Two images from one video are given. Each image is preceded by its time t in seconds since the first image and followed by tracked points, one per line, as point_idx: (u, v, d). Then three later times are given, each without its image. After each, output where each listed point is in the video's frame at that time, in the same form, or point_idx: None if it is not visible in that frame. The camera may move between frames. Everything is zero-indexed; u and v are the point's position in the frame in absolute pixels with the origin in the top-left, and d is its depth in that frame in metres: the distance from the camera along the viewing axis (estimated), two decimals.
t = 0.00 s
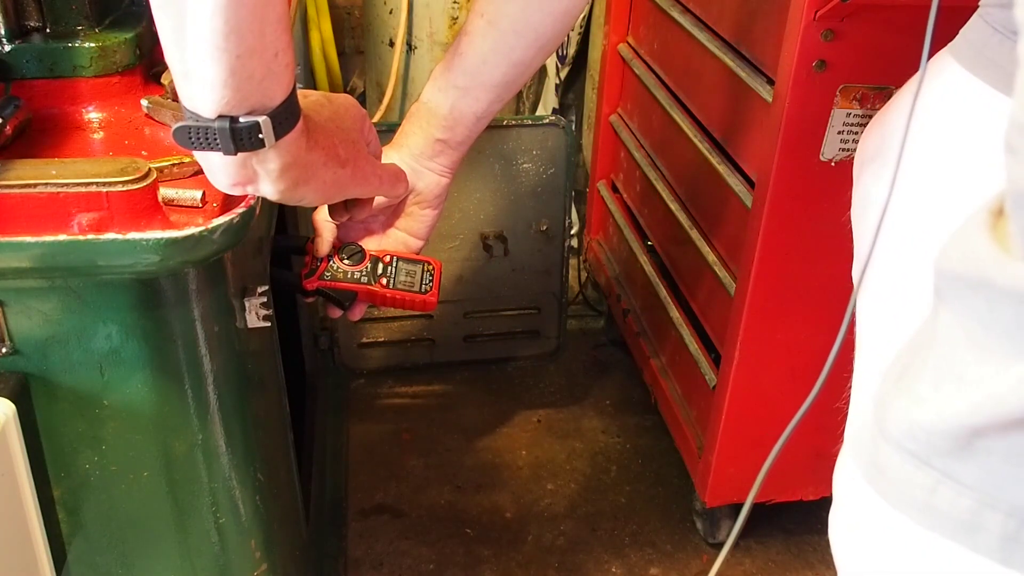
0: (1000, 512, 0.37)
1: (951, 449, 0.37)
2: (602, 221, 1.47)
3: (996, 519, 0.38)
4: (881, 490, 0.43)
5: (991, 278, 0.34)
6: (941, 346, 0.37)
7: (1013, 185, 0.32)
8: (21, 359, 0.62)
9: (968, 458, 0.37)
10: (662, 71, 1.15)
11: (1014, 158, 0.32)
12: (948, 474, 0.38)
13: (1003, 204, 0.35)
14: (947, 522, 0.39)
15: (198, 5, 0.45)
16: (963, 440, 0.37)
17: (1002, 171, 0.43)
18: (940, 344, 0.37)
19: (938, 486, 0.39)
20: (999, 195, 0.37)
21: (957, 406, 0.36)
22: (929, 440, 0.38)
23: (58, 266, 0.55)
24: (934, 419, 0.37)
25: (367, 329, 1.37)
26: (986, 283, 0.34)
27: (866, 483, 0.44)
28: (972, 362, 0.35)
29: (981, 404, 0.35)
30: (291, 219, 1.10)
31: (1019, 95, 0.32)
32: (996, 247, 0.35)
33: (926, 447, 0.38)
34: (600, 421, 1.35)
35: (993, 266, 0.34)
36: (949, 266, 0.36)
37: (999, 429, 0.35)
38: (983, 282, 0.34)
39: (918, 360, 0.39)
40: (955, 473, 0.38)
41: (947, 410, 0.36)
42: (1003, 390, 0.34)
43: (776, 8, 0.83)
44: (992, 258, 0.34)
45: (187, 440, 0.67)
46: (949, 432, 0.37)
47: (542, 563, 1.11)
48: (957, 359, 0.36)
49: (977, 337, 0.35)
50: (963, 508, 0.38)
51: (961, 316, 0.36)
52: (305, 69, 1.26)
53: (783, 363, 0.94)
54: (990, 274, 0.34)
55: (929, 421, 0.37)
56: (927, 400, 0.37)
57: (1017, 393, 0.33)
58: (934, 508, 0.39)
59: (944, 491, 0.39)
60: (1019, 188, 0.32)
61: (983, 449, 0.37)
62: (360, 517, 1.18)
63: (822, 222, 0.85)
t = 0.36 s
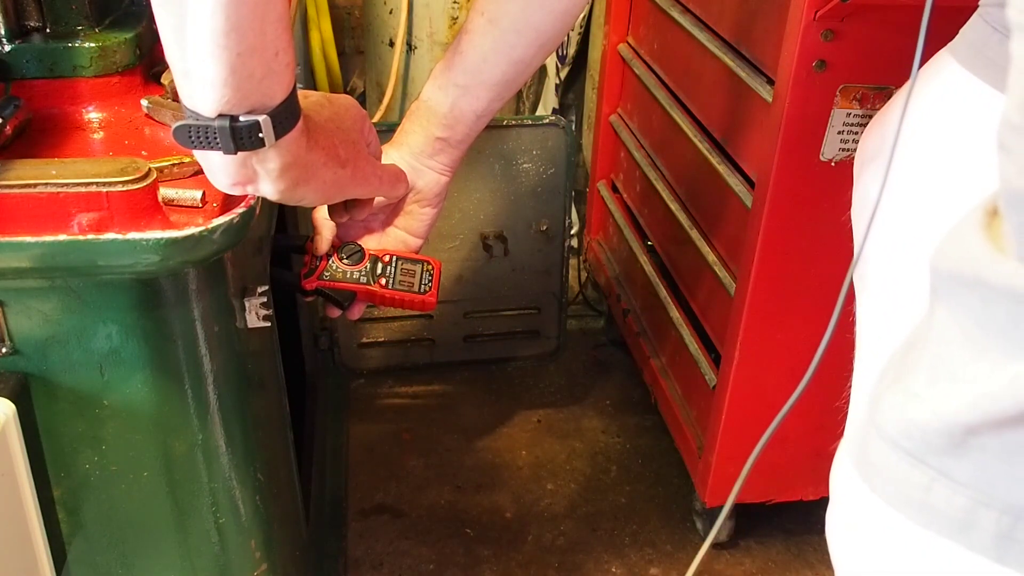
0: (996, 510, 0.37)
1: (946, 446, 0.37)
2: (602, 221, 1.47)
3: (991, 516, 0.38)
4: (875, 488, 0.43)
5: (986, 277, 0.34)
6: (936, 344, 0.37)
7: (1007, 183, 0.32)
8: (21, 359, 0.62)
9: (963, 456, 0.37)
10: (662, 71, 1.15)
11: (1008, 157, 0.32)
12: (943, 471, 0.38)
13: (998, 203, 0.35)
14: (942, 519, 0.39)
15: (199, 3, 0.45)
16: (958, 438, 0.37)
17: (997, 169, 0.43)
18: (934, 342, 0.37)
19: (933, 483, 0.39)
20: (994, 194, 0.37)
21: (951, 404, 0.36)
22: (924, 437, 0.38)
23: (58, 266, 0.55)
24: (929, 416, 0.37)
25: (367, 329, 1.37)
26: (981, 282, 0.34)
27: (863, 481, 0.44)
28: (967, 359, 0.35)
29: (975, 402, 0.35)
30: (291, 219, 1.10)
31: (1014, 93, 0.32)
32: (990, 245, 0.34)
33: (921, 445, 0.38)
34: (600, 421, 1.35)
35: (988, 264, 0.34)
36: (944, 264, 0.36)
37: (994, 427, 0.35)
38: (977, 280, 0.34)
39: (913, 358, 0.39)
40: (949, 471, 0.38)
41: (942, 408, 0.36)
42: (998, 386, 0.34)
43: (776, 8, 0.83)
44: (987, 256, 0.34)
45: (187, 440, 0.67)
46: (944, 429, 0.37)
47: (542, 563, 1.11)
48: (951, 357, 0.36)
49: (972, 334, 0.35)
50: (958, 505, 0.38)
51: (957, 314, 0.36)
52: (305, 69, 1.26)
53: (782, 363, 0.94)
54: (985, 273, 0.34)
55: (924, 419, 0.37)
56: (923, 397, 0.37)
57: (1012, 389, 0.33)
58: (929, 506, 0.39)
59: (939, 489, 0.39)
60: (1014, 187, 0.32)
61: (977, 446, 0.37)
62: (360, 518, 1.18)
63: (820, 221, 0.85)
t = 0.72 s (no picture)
0: (1002, 503, 0.38)
1: (951, 442, 0.37)
2: (602, 221, 1.47)
3: (998, 510, 0.38)
4: (883, 482, 0.43)
5: (986, 273, 0.34)
6: (938, 340, 0.37)
7: (1005, 181, 0.32)
8: (21, 359, 0.62)
9: (969, 451, 0.37)
10: (662, 71, 1.15)
11: (1007, 155, 0.32)
12: (949, 466, 0.38)
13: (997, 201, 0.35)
14: (949, 514, 0.39)
15: (199, 3, 0.45)
16: (964, 433, 0.36)
17: (995, 168, 0.43)
18: (937, 339, 0.37)
19: (940, 478, 0.39)
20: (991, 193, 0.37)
21: (956, 400, 0.36)
22: (930, 433, 0.38)
23: (58, 266, 0.55)
24: (934, 411, 0.37)
25: (367, 329, 1.37)
26: (981, 279, 0.34)
27: (869, 477, 0.44)
28: (970, 354, 0.35)
29: (980, 398, 0.35)
30: (291, 218, 1.10)
31: (1011, 92, 0.32)
32: (990, 242, 0.34)
33: (926, 440, 0.38)
34: (600, 421, 1.35)
35: (988, 261, 0.34)
36: (944, 261, 0.36)
37: (999, 422, 0.35)
38: (977, 278, 0.34)
39: (916, 355, 0.39)
40: (956, 466, 0.38)
41: (947, 404, 0.36)
42: (1002, 382, 0.34)
43: (776, 8, 0.83)
44: (987, 253, 0.34)
45: (187, 440, 0.67)
46: (950, 425, 0.36)
47: (542, 563, 1.11)
48: (954, 352, 0.36)
49: (972, 332, 0.35)
50: (965, 500, 0.38)
51: (957, 312, 0.36)
52: (304, 69, 1.26)
53: (784, 362, 0.94)
54: (985, 269, 0.34)
55: (929, 414, 0.37)
56: (927, 393, 0.37)
57: (1017, 383, 0.34)
58: (936, 501, 0.39)
59: (946, 483, 0.39)
60: (1013, 185, 0.32)
61: (983, 441, 0.36)
62: (360, 518, 1.18)
63: (822, 220, 0.84)
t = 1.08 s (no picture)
0: (1000, 504, 0.38)
1: (950, 442, 0.37)
2: (602, 221, 1.47)
3: (996, 511, 0.38)
4: (881, 483, 0.43)
5: (985, 272, 0.34)
6: (938, 340, 0.37)
7: (1004, 181, 0.32)
8: (21, 359, 0.62)
9: (968, 451, 0.37)
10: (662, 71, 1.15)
11: (1005, 155, 0.32)
12: (948, 466, 0.38)
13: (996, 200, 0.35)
14: (948, 515, 0.39)
15: (199, 3, 0.45)
16: (962, 434, 0.36)
17: (996, 167, 0.43)
18: (937, 339, 0.37)
19: (939, 479, 0.39)
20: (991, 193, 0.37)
21: (956, 400, 0.36)
22: (929, 433, 0.38)
23: (58, 266, 0.55)
24: (933, 411, 0.37)
25: (367, 329, 1.37)
26: (980, 278, 0.34)
27: (868, 477, 0.44)
28: (968, 354, 0.35)
29: (979, 398, 0.35)
30: (291, 218, 1.10)
31: (1009, 92, 0.32)
32: (990, 242, 0.34)
33: (925, 440, 0.38)
34: (600, 421, 1.35)
35: (987, 261, 0.34)
36: (944, 261, 0.36)
37: (998, 422, 0.35)
38: (977, 277, 0.34)
39: (916, 355, 0.39)
40: (955, 466, 0.38)
41: (947, 404, 0.36)
42: (1000, 381, 0.34)
43: (776, 8, 0.83)
44: (986, 252, 0.34)
45: (187, 440, 0.67)
46: (948, 425, 0.37)
47: (542, 563, 1.11)
48: (954, 352, 0.36)
49: (971, 331, 0.35)
50: (964, 501, 0.38)
51: (957, 312, 0.36)
52: (304, 69, 1.26)
53: (783, 362, 0.94)
54: (984, 268, 0.34)
55: (928, 414, 0.37)
56: (926, 394, 0.37)
57: (1015, 384, 0.33)
58: (935, 501, 0.39)
59: (945, 484, 0.39)
60: (1012, 186, 0.32)
61: (983, 442, 0.37)
62: (360, 518, 1.18)
63: (821, 220, 0.84)
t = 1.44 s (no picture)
0: (1005, 505, 0.38)
1: (955, 443, 0.37)
2: (602, 221, 1.47)
3: (1001, 512, 0.38)
4: (885, 483, 0.43)
5: (993, 273, 0.34)
6: (943, 340, 0.37)
7: (1012, 180, 0.32)
8: (21, 359, 0.62)
9: (972, 452, 0.37)
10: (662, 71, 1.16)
11: (1014, 155, 0.32)
12: (953, 467, 0.38)
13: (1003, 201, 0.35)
14: (952, 515, 0.39)
15: (200, 3, 0.45)
16: (967, 435, 0.36)
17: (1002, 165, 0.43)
18: (941, 338, 0.37)
19: (944, 480, 0.39)
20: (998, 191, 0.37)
21: (960, 400, 0.36)
22: (933, 434, 0.38)
23: (58, 266, 0.55)
24: (938, 412, 0.37)
25: (367, 329, 1.37)
26: (988, 279, 0.34)
27: (872, 478, 0.44)
28: (974, 356, 0.35)
29: (985, 399, 0.35)
30: (291, 218, 1.10)
31: (1017, 92, 0.32)
32: (997, 244, 0.34)
33: (930, 441, 0.38)
34: (600, 421, 1.35)
35: (995, 262, 0.34)
36: (949, 262, 0.36)
37: (1004, 424, 0.35)
38: (985, 278, 0.34)
39: (920, 356, 0.39)
40: (959, 467, 0.38)
41: (952, 405, 0.36)
42: (1008, 382, 0.34)
43: (776, 8, 0.83)
44: (995, 255, 0.34)
45: (187, 440, 0.67)
46: (954, 426, 0.36)
47: (542, 562, 1.11)
48: (959, 354, 0.36)
49: (977, 331, 0.35)
50: (968, 502, 0.38)
51: (962, 312, 0.36)
52: (305, 69, 1.26)
53: (783, 362, 0.94)
54: (992, 268, 0.34)
55: (932, 415, 0.37)
56: (930, 395, 0.37)
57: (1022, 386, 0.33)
58: (940, 502, 0.39)
59: (950, 485, 0.39)
60: (1017, 184, 0.32)
61: (988, 443, 0.36)
62: (360, 517, 1.18)
63: (821, 220, 0.84)
